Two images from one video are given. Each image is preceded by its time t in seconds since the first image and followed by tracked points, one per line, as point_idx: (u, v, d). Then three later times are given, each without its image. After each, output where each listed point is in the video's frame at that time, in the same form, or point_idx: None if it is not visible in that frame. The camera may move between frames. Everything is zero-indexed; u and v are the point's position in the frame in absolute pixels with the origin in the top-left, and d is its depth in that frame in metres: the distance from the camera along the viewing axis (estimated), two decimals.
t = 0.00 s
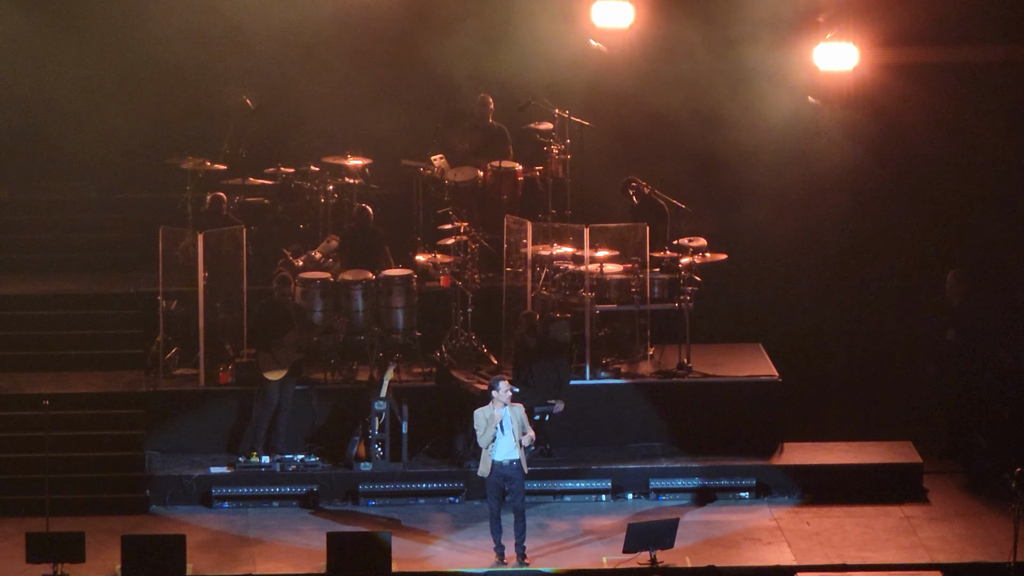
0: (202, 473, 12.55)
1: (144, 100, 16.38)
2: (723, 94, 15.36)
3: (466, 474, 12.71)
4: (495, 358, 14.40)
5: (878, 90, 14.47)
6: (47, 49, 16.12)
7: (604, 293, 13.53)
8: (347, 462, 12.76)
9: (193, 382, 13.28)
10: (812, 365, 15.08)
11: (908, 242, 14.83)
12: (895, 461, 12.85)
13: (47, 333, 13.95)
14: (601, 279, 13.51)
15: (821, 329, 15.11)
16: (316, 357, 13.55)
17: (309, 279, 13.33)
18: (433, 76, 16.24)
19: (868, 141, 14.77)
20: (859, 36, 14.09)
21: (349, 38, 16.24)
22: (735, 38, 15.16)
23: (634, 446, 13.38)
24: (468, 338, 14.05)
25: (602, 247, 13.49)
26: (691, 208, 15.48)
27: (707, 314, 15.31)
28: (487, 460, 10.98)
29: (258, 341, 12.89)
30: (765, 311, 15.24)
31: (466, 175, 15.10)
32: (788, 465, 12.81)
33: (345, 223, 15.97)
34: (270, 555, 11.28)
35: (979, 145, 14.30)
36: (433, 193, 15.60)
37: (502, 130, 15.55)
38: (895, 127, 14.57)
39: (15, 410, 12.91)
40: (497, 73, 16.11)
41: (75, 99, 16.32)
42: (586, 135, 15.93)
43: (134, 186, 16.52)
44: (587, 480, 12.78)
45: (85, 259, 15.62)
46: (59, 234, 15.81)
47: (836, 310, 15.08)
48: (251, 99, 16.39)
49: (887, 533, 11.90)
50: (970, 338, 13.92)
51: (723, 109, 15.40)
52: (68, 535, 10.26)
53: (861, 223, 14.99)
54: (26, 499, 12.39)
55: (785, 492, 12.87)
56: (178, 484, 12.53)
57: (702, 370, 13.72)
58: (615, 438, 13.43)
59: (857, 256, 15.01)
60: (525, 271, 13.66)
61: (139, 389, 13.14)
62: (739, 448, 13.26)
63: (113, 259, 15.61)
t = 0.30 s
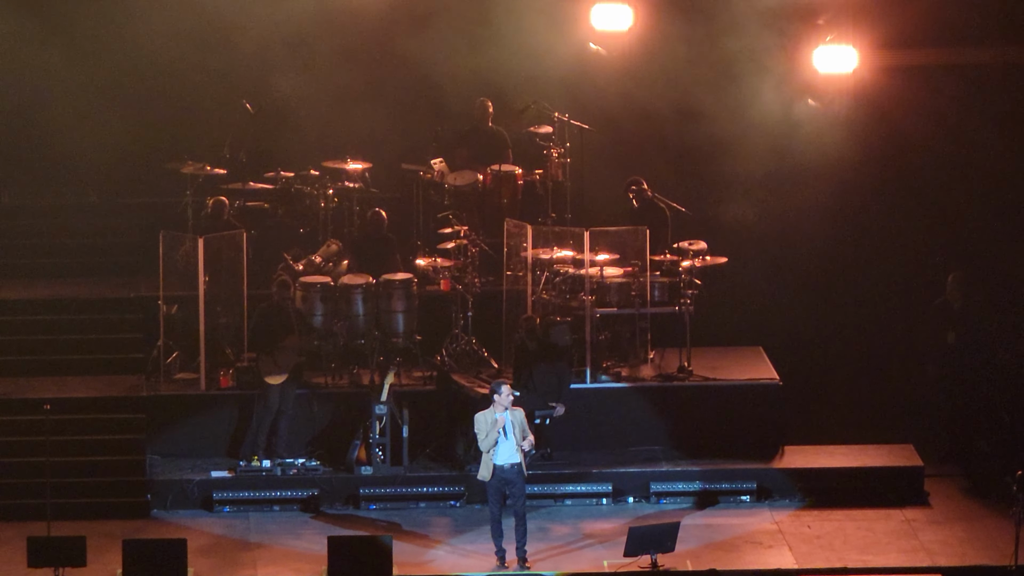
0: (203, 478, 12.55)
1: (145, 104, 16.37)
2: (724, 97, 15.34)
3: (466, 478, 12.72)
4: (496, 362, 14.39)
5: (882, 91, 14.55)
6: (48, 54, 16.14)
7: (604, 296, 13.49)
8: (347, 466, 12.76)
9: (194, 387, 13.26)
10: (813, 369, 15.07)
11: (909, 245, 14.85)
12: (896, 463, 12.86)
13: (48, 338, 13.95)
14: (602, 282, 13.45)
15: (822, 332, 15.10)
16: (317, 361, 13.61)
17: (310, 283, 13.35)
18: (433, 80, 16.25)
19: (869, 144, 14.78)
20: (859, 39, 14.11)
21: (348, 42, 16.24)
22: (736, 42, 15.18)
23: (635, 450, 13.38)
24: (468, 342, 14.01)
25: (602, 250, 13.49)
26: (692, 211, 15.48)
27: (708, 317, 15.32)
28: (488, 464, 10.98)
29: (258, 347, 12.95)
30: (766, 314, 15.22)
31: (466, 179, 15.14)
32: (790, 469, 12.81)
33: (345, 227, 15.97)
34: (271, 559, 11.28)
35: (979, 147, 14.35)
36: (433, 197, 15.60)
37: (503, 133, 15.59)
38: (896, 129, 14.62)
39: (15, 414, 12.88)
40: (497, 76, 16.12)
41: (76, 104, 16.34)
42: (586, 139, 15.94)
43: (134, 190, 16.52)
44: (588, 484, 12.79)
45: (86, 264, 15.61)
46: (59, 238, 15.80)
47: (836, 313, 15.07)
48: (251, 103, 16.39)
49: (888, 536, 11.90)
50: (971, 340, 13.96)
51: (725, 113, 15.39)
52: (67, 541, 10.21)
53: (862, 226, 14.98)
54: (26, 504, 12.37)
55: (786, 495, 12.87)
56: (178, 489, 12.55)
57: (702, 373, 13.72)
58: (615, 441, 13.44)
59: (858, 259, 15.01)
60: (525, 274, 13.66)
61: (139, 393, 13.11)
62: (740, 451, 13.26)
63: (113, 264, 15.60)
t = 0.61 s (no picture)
0: (199, 481, 12.55)
1: (144, 107, 16.38)
2: (722, 102, 15.44)
3: (463, 482, 12.68)
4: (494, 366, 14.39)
5: (877, 96, 14.50)
6: (47, 56, 16.12)
7: (602, 300, 13.47)
8: (344, 470, 12.76)
9: (191, 390, 13.26)
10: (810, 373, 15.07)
11: (907, 250, 14.85)
12: (894, 467, 12.86)
13: (46, 340, 13.95)
14: (600, 286, 13.45)
15: (820, 337, 15.08)
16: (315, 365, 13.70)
17: (307, 287, 13.24)
18: (433, 84, 16.25)
19: (866, 149, 14.80)
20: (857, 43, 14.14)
21: (346, 44, 16.20)
22: (734, 46, 15.21)
23: (632, 454, 13.37)
24: (466, 345, 14.04)
25: (600, 254, 13.52)
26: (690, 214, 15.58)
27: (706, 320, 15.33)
28: (486, 467, 10.97)
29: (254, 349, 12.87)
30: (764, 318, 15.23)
31: (464, 182, 15.08)
32: (786, 473, 12.81)
33: (343, 231, 15.96)
34: (267, 563, 11.26)
35: (979, 153, 14.29)
36: (432, 201, 15.60)
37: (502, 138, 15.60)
38: (894, 134, 14.59)
39: (12, 417, 12.87)
40: (495, 80, 16.11)
41: (75, 106, 16.33)
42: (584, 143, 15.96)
43: (132, 193, 16.52)
44: (584, 488, 12.77)
45: (84, 267, 15.61)
46: (57, 241, 15.80)
47: (835, 318, 15.06)
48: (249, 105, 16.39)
49: (885, 541, 11.89)
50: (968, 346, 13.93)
51: (723, 117, 15.48)
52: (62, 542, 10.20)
53: (859, 230, 15.03)
54: (23, 506, 12.37)
55: (783, 500, 12.85)
56: (175, 493, 12.54)
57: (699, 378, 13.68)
58: (613, 446, 13.43)
59: (856, 263, 15.04)
60: (523, 278, 13.66)
61: (136, 396, 13.12)
62: (737, 455, 13.26)
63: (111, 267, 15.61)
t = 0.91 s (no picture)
0: (197, 481, 12.55)
1: (143, 107, 16.36)
2: (721, 105, 15.44)
3: (462, 483, 12.69)
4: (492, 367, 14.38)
5: (876, 99, 14.48)
6: (47, 56, 16.13)
7: (600, 302, 13.56)
8: (342, 471, 12.76)
9: (190, 390, 13.27)
10: (808, 374, 15.08)
11: (905, 251, 14.85)
12: (892, 469, 12.86)
13: (44, 340, 13.94)
14: (598, 287, 13.50)
15: (817, 339, 15.11)
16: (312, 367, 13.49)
17: (306, 287, 13.17)
18: (432, 88, 16.25)
19: (866, 151, 14.78)
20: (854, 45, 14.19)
21: (345, 46, 16.21)
22: (733, 48, 15.24)
23: (631, 455, 13.38)
24: (465, 346, 13.99)
25: (598, 256, 13.54)
26: (687, 218, 15.51)
27: (704, 321, 15.34)
28: (486, 468, 10.97)
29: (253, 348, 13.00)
30: (763, 320, 15.25)
31: (463, 184, 15.08)
32: (784, 474, 12.82)
33: (341, 231, 15.96)
34: (265, 563, 11.26)
35: (976, 156, 14.33)
36: (430, 202, 15.60)
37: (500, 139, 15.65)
38: (894, 137, 14.58)
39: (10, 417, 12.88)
40: (494, 81, 16.12)
41: (74, 106, 16.33)
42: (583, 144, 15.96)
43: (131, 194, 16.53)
44: (583, 489, 12.76)
45: (82, 267, 15.61)
46: (56, 241, 15.81)
47: (833, 320, 15.08)
48: (247, 106, 16.42)
49: (882, 542, 11.90)
50: (965, 348, 13.90)
51: (722, 119, 15.46)
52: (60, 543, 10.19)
53: (859, 233, 14.98)
54: (20, 506, 12.37)
55: (781, 501, 12.85)
56: (173, 493, 12.54)
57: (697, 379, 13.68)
58: (612, 447, 13.43)
59: (854, 266, 15.03)
60: (521, 279, 13.58)
61: (134, 396, 13.12)
62: (735, 456, 13.26)
63: (109, 267, 15.61)
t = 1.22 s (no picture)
0: (197, 475, 12.53)
1: (144, 100, 16.33)
2: (721, 101, 15.39)
3: (462, 478, 12.69)
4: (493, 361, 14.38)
5: (878, 95, 14.58)
6: (48, 50, 16.12)
7: (600, 297, 13.46)
8: (343, 466, 12.75)
9: (190, 384, 13.26)
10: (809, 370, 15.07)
11: (906, 248, 14.87)
12: (892, 466, 12.85)
13: (43, 334, 13.92)
14: (599, 283, 13.45)
15: (817, 335, 15.12)
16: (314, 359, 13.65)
17: (306, 282, 13.19)
18: (433, 83, 16.23)
19: (867, 147, 14.81)
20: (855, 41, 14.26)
21: (347, 40, 16.20)
22: (735, 45, 15.18)
23: (632, 451, 13.35)
24: (465, 341, 14.04)
25: (599, 251, 13.54)
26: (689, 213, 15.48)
27: (705, 316, 15.31)
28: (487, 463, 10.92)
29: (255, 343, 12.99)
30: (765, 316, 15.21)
31: (464, 179, 15.03)
32: (785, 470, 12.81)
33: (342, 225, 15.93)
34: (265, 558, 11.26)
35: (977, 153, 14.33)
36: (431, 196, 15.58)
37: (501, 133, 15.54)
38: (895, 133, 14.61)
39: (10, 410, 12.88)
40: (496, 76, 16.10)
41: (75, 99, 16.32)
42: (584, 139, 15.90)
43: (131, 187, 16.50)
44: (584, 484, 12.76)
45: (82, 260, 15.59)
46: (57, 234, 15.80)
47: (834, 316, 15.09)
48: (249, 100, 16.35)
49: (883, 539, 11.89)
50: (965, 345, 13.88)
51: (722, 116, 15.41)
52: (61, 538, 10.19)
53: (861, 229, 15.01)
54: (20, 500, 12.37)
55: (781, 497, 12.86)
56: (172, 487, 12.53)
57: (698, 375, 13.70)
58: (612, 442, 13.41)
59: (855, 261, 15.05)
60: (522, 275, 13.60)
61: (134, 390, 13.11)
62: (736, 452, 13.25)
63: (109, 260, 15.59)
